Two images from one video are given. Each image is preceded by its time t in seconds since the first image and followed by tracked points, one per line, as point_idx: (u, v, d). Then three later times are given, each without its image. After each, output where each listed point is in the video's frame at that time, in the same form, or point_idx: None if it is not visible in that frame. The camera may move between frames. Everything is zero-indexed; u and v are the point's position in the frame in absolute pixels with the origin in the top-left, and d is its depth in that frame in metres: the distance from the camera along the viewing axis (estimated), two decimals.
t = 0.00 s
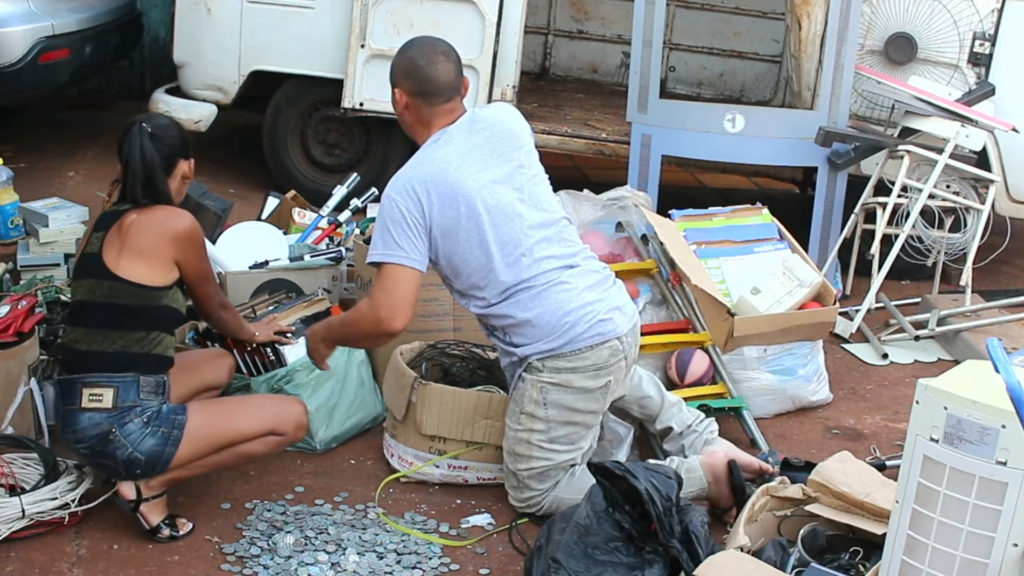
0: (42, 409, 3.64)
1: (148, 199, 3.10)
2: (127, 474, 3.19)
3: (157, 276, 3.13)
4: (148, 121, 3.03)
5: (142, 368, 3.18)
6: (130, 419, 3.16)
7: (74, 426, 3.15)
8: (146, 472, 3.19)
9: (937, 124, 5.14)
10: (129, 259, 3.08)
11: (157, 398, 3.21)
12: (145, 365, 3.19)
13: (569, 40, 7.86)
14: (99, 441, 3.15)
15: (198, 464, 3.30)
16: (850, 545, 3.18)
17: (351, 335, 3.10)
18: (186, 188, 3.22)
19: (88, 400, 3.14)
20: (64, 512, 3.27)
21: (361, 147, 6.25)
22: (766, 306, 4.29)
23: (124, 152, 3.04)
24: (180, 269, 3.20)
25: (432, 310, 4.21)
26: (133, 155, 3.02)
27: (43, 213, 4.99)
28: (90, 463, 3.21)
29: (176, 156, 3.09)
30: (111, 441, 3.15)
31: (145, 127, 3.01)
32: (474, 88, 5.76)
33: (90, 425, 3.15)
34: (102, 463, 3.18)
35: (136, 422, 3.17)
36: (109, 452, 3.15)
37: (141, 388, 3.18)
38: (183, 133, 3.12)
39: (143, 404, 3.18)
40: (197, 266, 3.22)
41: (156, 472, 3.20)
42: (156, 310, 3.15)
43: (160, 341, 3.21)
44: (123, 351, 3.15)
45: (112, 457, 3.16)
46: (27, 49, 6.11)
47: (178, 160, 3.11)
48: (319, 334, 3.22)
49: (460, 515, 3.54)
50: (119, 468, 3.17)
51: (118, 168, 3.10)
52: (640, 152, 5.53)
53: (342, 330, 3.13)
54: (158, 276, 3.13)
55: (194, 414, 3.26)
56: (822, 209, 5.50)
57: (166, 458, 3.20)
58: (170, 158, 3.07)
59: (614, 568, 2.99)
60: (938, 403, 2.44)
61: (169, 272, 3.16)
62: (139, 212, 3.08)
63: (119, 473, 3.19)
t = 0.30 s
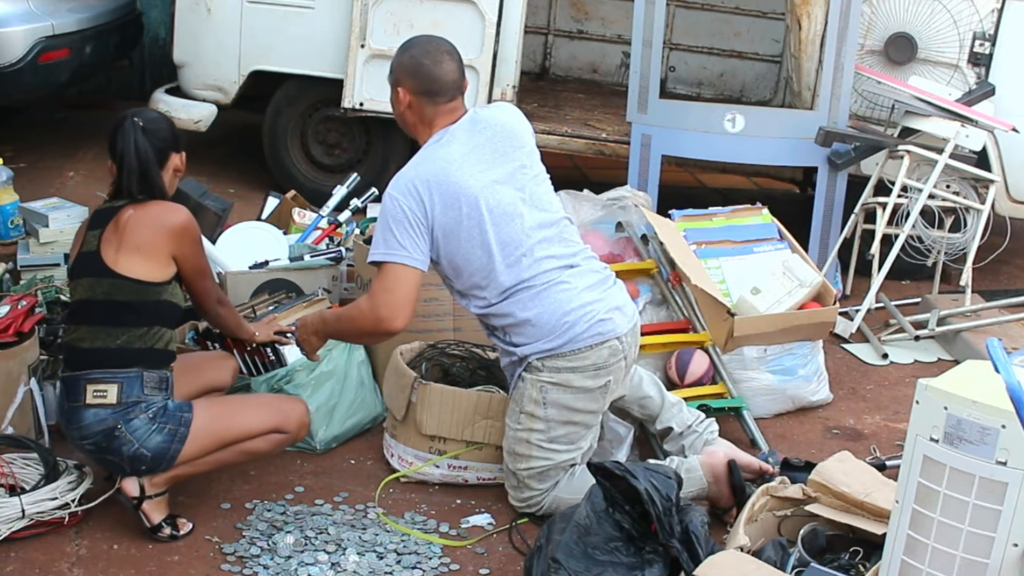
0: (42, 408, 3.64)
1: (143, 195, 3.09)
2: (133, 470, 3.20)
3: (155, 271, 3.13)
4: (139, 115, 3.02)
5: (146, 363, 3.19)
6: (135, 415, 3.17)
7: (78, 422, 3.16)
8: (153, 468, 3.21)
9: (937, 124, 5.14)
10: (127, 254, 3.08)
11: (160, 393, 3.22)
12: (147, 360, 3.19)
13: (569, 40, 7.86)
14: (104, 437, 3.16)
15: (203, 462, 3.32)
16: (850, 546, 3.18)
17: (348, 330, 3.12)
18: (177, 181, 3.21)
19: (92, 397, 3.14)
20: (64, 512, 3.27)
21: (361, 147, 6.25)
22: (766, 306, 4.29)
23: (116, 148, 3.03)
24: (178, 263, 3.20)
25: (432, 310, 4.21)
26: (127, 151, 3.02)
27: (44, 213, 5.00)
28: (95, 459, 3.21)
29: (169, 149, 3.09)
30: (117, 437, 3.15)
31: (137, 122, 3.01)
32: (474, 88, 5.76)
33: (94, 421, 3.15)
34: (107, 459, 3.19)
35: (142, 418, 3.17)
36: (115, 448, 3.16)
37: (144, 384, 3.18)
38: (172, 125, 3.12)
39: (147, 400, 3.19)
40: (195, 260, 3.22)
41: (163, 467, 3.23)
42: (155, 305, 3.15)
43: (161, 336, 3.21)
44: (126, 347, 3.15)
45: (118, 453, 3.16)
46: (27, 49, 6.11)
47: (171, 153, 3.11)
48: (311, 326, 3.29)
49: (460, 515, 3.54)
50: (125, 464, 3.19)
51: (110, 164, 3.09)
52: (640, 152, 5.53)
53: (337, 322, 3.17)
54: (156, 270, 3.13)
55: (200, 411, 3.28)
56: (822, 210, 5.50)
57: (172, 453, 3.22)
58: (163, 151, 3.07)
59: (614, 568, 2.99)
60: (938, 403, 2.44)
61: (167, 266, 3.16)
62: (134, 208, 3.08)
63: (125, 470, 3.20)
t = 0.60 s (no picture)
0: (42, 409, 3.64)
1: (138, 192, 3.09)
2: (139, 466, 3.20)
3: (153, 267, 3.13)
4: (128, 112, 3.03)
5: (148, 358, 3.20)
6: (140, 409, 3.17)
7: (83, 420, 3.15)
8: (158, 463, 3.21)
9: (937, 124, 5.14)
10: (125, 252, 3.08)
11: (163, 387, 3.23)
12: (150, 355, 3.21)
13: (569, 40, 7.86)
14: (109, 433, 3.15)
15: (207, 457, 3.32)
16: (850, 545, 3.18)
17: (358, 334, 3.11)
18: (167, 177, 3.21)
19: (97, 394, 3.13)
20: (64, 512, 3.27)
21: (361, 147, 6.25)
22: (766, 306, 4.29)
23: (108, 145, 3.03)
24: (175, 259, 3.21)
25: (431, 310, 4.20)
26: (119, 148, 3.01)
27: (44, 213, 4.99)
28: (99, 457, 3.20)
29: (157, 145, 3.10)
30: (123, 433, 3.15)
31: (127, 117, 3.01)
32: (474, 88, 5.76)
33: (99, 417, 3.14)
34: (112, 456, 3.18)
35: (147, 412, 3.17)
36: (121, 444, 3.15)
37: (148, 378, 3.19)
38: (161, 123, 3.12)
39: (151, 395, 3.19)
40: (192, 256, 3.23)
41: (168, 462, 3.23)
42: (156, 302, 3.16)
43: (160, 332, 3.22)
44: (128, 343, 3.16)
45: (124, 449, 3.16)
46: (27, 49, 6.11)
47: (160, 148, 3.11)
48: (325, 335, 3.25)
49: (460, 515, 3.54)
50: (131, 459, 3.18)
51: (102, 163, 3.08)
52: (640, 152, 5.53)
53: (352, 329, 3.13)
54: (154, 267, 3.13)
55: (206, 407, 3.28)
56: (822, 209, 5.50)
57: (178, 448, 3.23)
58: (153, 146, 3.08)
59: (614, 568, 2.99)
60: (938, 403, 2.44)
61: (164, 263, 3.17)
62: (130, 205, 3.08)
63: (130, 466, 3.20)
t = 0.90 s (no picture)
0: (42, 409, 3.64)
1: (132, 190, 3.09)
2: (139, 464, 3.20)
3: (148, 266, 3.13)
4: (120, 108, 3.03)
5: (144, 355, 3.21)
6: (139, 405, 3.16)
7: (81, 419, 3.14)
8: (159, 458, 3.21)
9: (937, 124, 5.14)
10: (120, 252, 3.08)
11: (161, 384, 3.22)
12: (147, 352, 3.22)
13: (569, 40, 7.86)
14: (109, 431, 3.14)
15: (207, 455, 3.32)
16: (850, 546, 3.18)
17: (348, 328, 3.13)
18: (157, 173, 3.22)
19: (95, 392, 3.13)
20: (64, 512, 3.27)
21: (361, 147, 6.25)
22: (766, 306, 4.29)
23: (102, 143, 3.02)
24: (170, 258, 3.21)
25: (431, 310, 4.20)
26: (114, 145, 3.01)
27: (43, 213, 4.99)
28: (99, 456, 3.20)
29: (148, 141, 3.10)
30: (122, 430, 3.14)
31: (120, 114, 3.01)
32: (474, 88, 5.76)
33: (97, 416, 3.14)
34: (113, 454, 3.18)
35: (146, 408, 3.17)
36: (121, 441, 3.15)
37: (145, 375, 3.18)
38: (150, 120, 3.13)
39: (150, 391, 3.19)
40: (187, 255, 3.23)
41: (169, 458, 3.23)
42: (151, 299, 3.17)
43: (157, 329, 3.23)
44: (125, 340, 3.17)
45: (125, 446, 3.16)
46: (27, 49, 6.11)
47: (151, 145, 3.12)
48: (314, 322, 3.28)
49: (460, 515, 3.54)
50: (132, 456, 3.18)
51: (95, 161, 3.07)
52: (640, 152, 5.53)
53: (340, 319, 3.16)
54: (149, 266, 3.13)
55: (206, 402, 3.28)
56: (822, 209, 5.50)
57: (178, 444, 3.23)
58: (144, 142, 3.09)
59: (614, 569, 2.99)
60: (938, 403, 2.44)
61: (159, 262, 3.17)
62: (125, 204, 3.07)
63: (131, 464, 3.20)
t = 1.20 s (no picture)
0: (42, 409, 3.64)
1: (128, 190, 3.08)
2: (137, 465, 3.21)
3: (146, 266, 3.13)
4: (114, 108, 3.01)
5: (142, 355, 3.20)
6: (137, 405, 3.17)
7: (81, 420, 3.15)
8: (157, 459, 3.21)
9: (936, 124, 5.14)
10: (117, 253, 3.08)
11: (160, 384, 3.22)
12: (145, 352, 3.21)
13: (569, 40, 7.86)
14: (108, 432, 3.15)
15: (207, 456, 3.31)
16: (850, 546, 3.18)
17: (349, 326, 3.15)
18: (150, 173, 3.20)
19: (93, 392, 3.14)
20: (64, 512, 3.27)
21: (361, 147, 6.25)
22: (766, 306, 4.29)
23: (96, 142, 3.01)
24: (167, 257, 3.20)
25: (431, 310, 4.20)
26: (110, 145, 3.00)
27: (43, 214, 4.99)
28: (98, 456, 3.21)
29: (142, 140, 3.10)
30: (121, 431, 3.15)
31: (115, 113, 3.00)
32: (473, 88, 5.76)
33: (97, 416, 3.14)
34: (111, 455, 3.19)
35: (144, 409, 3.17)
36: (120, 441, 3.16)
37: (143, 376, 3.19)
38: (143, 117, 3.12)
39: (148, 392, 3.19)
40: (185, 255, 3.22)
41: (167, 459, 3.23)
42: (148, 300, 3.17)
43: (155, 328, 3.23)
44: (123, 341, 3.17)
45: (123, 447, 3.16)
46: (27, 49, 6.11)
47: (145, 144, 3.11)
48: (313, 315, 3.29)
49: (460, 515, 3.54)
50: (131, 457, 3.18)
51: (90, 162, 3.07)
52: (640, 152, 5.52)
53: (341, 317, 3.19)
54: (146, 266, 3.13)
55: (205, 403, 3.27)
56: (822, 209, 5.50)
57: (177, 444, 3.22)
58: (139, 140, 3.08)
59: (614, 569, 2.99)
60: (938, 403, 2.44)
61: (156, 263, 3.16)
62: (123, 204, 3.07)
63: (129, 465, 3.21)
